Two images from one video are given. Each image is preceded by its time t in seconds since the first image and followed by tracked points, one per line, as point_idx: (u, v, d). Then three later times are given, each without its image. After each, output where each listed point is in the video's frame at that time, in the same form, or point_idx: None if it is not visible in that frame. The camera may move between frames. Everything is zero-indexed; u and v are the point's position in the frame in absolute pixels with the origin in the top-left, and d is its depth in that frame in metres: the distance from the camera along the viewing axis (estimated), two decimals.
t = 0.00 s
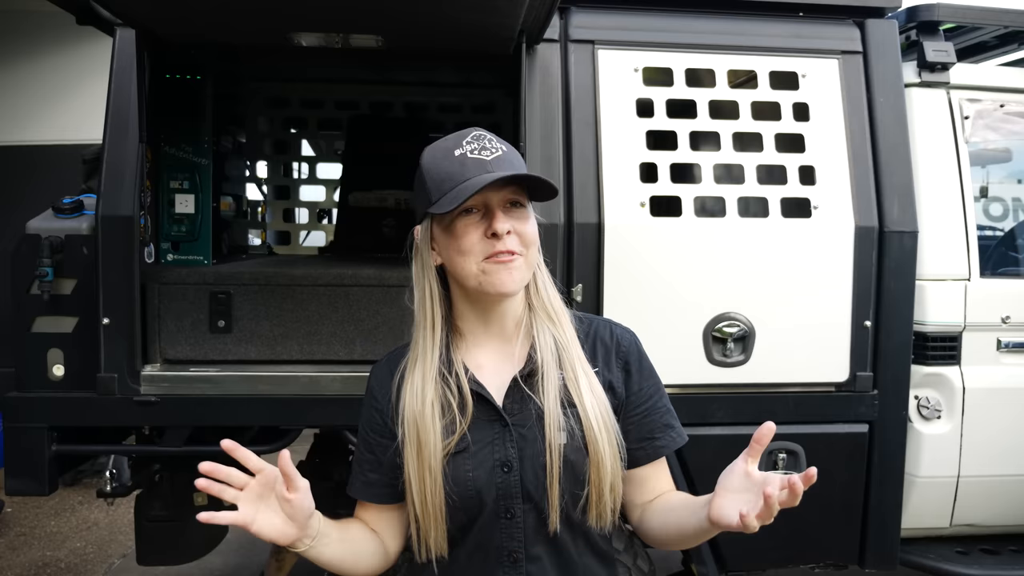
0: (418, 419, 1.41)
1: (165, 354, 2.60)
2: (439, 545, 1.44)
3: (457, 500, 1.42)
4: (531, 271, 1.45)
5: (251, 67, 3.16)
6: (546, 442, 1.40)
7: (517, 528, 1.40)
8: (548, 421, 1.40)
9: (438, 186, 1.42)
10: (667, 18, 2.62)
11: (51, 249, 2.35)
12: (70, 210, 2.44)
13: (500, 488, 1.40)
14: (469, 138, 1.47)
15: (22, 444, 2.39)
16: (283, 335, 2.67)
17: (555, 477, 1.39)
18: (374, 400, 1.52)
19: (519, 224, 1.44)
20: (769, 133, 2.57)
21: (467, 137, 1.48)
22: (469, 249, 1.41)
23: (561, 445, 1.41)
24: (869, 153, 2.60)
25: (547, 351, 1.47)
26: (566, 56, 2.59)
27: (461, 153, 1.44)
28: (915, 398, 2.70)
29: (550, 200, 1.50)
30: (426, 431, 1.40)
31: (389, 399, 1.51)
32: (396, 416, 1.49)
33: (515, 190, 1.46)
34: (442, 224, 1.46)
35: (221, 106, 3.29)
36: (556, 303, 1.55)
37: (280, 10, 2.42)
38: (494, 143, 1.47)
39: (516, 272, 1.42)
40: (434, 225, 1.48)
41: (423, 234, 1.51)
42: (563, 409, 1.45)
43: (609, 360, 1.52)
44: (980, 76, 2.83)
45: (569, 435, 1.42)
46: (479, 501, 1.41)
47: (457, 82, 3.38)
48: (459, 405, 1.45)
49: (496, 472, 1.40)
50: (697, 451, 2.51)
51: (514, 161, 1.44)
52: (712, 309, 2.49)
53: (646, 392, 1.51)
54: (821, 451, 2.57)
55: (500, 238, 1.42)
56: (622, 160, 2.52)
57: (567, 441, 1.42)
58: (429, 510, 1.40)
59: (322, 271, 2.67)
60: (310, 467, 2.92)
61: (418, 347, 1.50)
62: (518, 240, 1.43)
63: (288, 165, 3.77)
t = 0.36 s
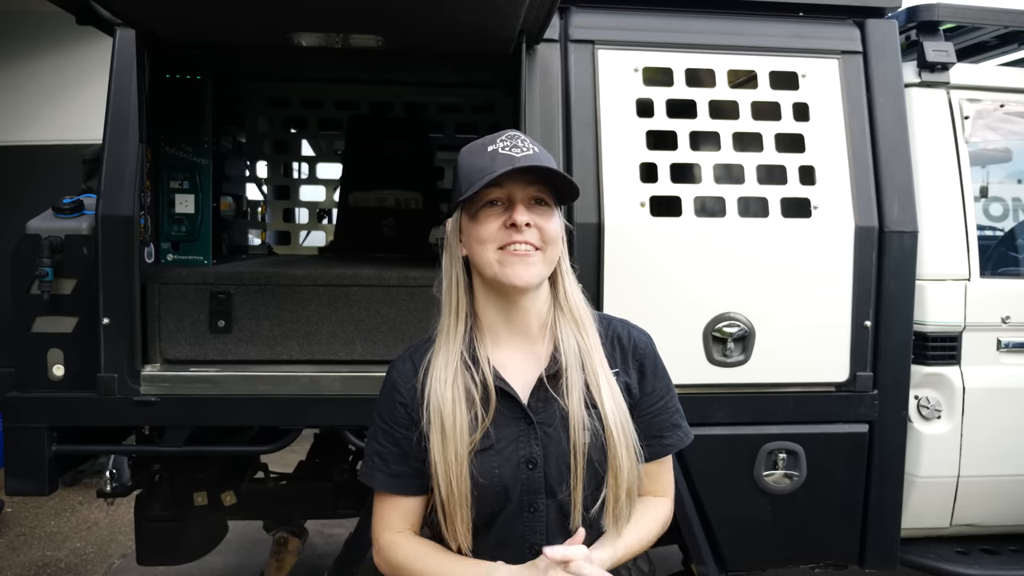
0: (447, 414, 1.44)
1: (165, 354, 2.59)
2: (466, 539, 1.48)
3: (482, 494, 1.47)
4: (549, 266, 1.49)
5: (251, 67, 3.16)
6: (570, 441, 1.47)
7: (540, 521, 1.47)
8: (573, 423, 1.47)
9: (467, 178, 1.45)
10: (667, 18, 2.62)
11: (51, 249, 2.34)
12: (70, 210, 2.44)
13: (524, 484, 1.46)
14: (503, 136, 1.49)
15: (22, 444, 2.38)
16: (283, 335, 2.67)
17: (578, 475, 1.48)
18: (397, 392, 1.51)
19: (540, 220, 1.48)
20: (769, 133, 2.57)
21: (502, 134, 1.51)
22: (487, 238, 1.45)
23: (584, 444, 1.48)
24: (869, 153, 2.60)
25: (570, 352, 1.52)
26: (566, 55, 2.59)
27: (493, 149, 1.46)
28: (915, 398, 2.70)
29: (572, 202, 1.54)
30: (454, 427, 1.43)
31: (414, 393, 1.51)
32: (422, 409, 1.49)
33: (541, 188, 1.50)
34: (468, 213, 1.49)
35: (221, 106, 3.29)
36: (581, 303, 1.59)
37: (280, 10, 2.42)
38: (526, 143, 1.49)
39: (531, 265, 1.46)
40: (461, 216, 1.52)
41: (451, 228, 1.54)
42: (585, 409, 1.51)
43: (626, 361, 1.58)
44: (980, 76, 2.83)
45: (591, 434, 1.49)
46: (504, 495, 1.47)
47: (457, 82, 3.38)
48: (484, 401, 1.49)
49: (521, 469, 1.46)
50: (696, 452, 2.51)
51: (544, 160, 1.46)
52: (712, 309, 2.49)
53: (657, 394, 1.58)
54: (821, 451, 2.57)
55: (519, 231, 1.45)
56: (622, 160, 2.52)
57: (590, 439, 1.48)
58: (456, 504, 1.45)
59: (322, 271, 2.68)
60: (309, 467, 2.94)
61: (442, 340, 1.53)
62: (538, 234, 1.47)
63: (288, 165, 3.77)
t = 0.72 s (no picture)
0: (465, 414, 1.48)
1: (165, 354, 2.59)
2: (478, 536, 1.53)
3: (494, 492, 1.51)
4: (567, 271, 1.52)
5: (251, 67, 3.16)
6: (579, 445, 1.50)
7: (548, 521, 1.51)
8: (582, 428, 1.49)
9: (484, 186, 1.49)
10: (667, 18, 2.62)
11: (50, 249, 2.34)
12: (70, 210, 2.44)
13: (534, 485, 1.50)
14: (519, 144, 1.53)
15: (22, 444, 2.38)
16: (283, 335, 2.67)
17: (587, 478, 1.50)
18: (415, 388, 1.55)
19: (557, 226, 1.52)
20: (769, 133, 2.57)
21: (517, 143, 1.55)
22: (506, 245, 1.49)
23: (593, 449, 1.51)
24: (869, 153, 2.60)
25: (583, 359, 1.54)
26: (566, 56, 2.59)
27: (509, 157, 1.50)
28: (915, 398, 2.69)
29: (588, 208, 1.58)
30: (469, 428, 1.48)
31: (432, 390, 1.55)
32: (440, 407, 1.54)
33: (557, 195, 1.55)
34: (487, 221, 1.53)
35: (221, 106, 3.29)
36: (596, 310, 1.61)
37: (280, 10, 2.42)
38: (542, 151, 1.53)
39: (550, 270, 1.50)
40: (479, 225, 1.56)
41: (470, 235, 1.57)
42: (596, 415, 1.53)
43: (638, 367, 1.59)
44: (980, 76, 2.83)
45: (600, 439, 1.52)
46: (514, 494, 1.51)
47: (457, 82, 3.38)
48: (498, 402, 1.53)
49: (530, 470, 1.50)
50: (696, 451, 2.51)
51: (560, 167, 1.50)
52: (712, 309, 2.49)
53: (667, 399, 1.59)
54: (821, 451, 2.57)
55: (537, 237, 1.49)
56: (622, 160, 2.52)
57: (599, 443, 1.51)
58: (469, 502, 1.49)
59: (322, 271, 2.68)
60: (309, 467, 2.94)
61: (461, 344, 1.56)
62: (555, 240, 1.51)
63: (288, 165, 3.77)
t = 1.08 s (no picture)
0: (457, 409, 1.47)
1: (165, 354, 2.59)
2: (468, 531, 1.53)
3: (485, 487, 1.51)
4: (562, 274, 1.53)
5: (251, 66, 3.16)
6: (571, 441, 1.50)
7: (539, 517, 1.52)
8: (574, 424, 1.50)
9: (482, 188, 1.49)
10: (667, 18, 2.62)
11: (51, 249, 2.35)
12: (70, 210, 2.44)
13: (525, 480, 1.50)
14: (515, 147, 1.53)
15: (22, 444, 2.38)
16: (283, 335, 2.67)
17: (579, 474, 1.51)
18: (407, 381, 1.55)
19: (553, 229, 1.53)
20: (769, 133, 2.57)
21: (514, 145, 1.55)
22: (502, 246, 1.50)
23: (586, 445, 1.51)
24: (869, 153, 2.60)
25: (576, 356, 1.55)
26: (566, 55, 2.59)
27: (506, 159, 1.50)
28: (915, 398, 2.69)
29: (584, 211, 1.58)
30: (462, 424, 1.47)
31: (424, 383, 1.55)
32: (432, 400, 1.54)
33: (553, 197, 1.55)
34: (483, 223, 1.54)
35: (221, 106, 3.28)
36: (591, 308, 1.62)
37: (280, 10, 2.42)
38: (539, 153, 1.53)
39: (545, 273, 1.50)
40: (475, 225, 1.57)
41: (467, 235, 1.58)
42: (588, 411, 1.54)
43: (631, 364, 1.61)
44: (981, 76, 2.83)
45: (593, 435, 1.52)
46: (505, 489, 1.51)
47: (457, 82, 3.38)
48: (491, 397, 1.52)
49: (522, 465, 1.50)
50: (696, 451, 2.51)
51: (557, 170, 1.50)
52: (712, 309, 2.49)
53: (661, 397, 1.60)
54: (821, 451, 2.57)
55: (533, 238, 1.50)
56: (622, 160, 2.52)
57: (591, 440, 1.52)
58: (460, 496, 1.49)
59: (322, 272, 2.68)
60: (309, 467, 2.94)
61: (455, 341, 1.56)
62: (551, 242, 1.52)
63: (288, 165, 3.77)
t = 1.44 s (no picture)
0: (427, 407, 1.45)
1: (165, 354, 2.59)
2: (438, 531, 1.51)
3: (456, 486, 1.49)
4: (531, 279, 1.50)
5: (251, 66, 3.16)
6: (545, 438, 1.48)
7: (510, 518, 1.49)
8: (547, 421, 1.47)
9: (448, 188, 1.48)
10: (667, 19, 2.62)
11: (51, 249, 2.34)
12: (70, 210, 2.43)
13: (497, 479, 1.48)
14: (483, 144, 1.51)
15: (22, 443, 2.38)
16: (283, 335, 2.66)
17: (553, 473, 1.48)
18: (379, 379, 1.53)
19: (522, 232, 1.49)
20: (769, 133, 2.57)
21: (481, 142, 1.53)
22: (472, 253, 1.48)
23: (559, 443, 1.49)
24: (869, 153, 2.60)
25: (550, 355, 1.53)
26: (566, 55, 2.59)
27: (473, 158, 1.49)
28: (915, 398, 2.69)
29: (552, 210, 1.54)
30: (433, 421, 1.45)
31: (395, 381, 1.53)
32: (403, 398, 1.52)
33: (521, 198, 1.51)
34: (452, 227, 1.52)
35: (221, 106, 3.28)
36: (566, 309, 1.59)
37: (280, 10, 2.42)
38: (507, 150, 1.51)
39: (516, 279, 1.48)
40: (446, 227, 1.55)
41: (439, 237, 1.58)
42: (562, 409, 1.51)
43: (606, 364, 1.59)
44: (980, 76, 2.83)
45: (566, 433, 1.50)
46: (476, 488, 1.49)
47: (456, 82, 3.38)
48: (464, 395, 1.51)
49: (494, 463, 1.48)
50: (696, 451, 2.51)
51: (524, 170, 1.48)
52: (712, 309, 2.49)
53: (636, 398, 1.58)
54: (821, 451, 2.57)
55: (501, 245, 1.47)
56: (622, 160, 2.52)
57: (565, 438, 1.49)
58: (430, 495, 1.47)
59: (322, 271, 2.68)
60: (309, 467, 2.94)
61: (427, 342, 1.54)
62: (519, 247, 1.48)
63: (288, 165, 3.77)
